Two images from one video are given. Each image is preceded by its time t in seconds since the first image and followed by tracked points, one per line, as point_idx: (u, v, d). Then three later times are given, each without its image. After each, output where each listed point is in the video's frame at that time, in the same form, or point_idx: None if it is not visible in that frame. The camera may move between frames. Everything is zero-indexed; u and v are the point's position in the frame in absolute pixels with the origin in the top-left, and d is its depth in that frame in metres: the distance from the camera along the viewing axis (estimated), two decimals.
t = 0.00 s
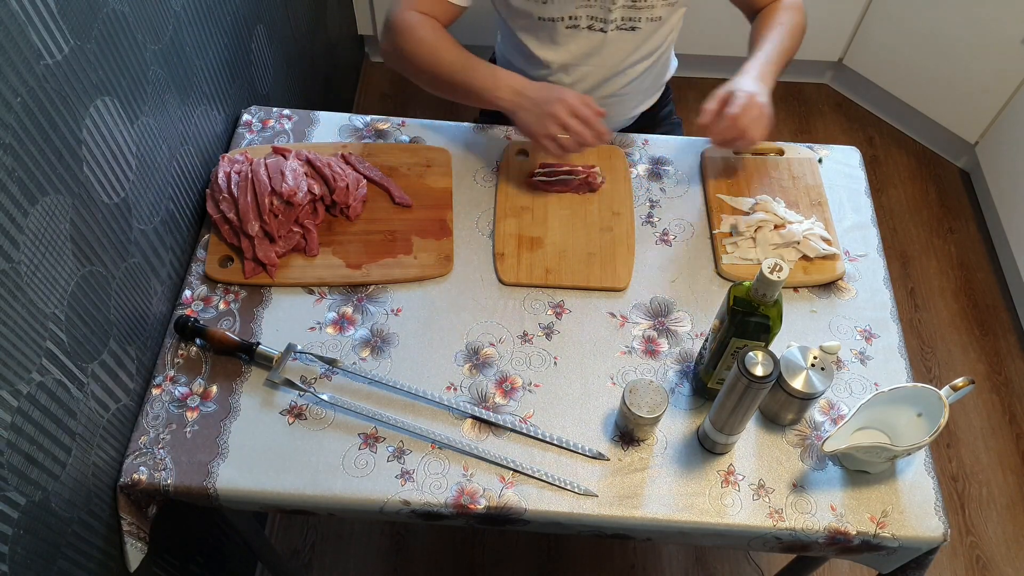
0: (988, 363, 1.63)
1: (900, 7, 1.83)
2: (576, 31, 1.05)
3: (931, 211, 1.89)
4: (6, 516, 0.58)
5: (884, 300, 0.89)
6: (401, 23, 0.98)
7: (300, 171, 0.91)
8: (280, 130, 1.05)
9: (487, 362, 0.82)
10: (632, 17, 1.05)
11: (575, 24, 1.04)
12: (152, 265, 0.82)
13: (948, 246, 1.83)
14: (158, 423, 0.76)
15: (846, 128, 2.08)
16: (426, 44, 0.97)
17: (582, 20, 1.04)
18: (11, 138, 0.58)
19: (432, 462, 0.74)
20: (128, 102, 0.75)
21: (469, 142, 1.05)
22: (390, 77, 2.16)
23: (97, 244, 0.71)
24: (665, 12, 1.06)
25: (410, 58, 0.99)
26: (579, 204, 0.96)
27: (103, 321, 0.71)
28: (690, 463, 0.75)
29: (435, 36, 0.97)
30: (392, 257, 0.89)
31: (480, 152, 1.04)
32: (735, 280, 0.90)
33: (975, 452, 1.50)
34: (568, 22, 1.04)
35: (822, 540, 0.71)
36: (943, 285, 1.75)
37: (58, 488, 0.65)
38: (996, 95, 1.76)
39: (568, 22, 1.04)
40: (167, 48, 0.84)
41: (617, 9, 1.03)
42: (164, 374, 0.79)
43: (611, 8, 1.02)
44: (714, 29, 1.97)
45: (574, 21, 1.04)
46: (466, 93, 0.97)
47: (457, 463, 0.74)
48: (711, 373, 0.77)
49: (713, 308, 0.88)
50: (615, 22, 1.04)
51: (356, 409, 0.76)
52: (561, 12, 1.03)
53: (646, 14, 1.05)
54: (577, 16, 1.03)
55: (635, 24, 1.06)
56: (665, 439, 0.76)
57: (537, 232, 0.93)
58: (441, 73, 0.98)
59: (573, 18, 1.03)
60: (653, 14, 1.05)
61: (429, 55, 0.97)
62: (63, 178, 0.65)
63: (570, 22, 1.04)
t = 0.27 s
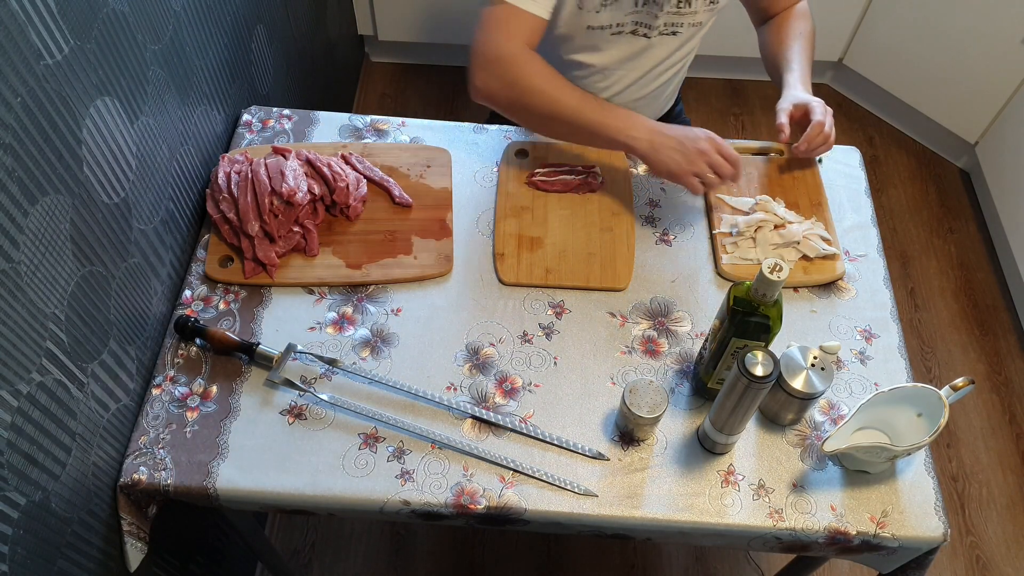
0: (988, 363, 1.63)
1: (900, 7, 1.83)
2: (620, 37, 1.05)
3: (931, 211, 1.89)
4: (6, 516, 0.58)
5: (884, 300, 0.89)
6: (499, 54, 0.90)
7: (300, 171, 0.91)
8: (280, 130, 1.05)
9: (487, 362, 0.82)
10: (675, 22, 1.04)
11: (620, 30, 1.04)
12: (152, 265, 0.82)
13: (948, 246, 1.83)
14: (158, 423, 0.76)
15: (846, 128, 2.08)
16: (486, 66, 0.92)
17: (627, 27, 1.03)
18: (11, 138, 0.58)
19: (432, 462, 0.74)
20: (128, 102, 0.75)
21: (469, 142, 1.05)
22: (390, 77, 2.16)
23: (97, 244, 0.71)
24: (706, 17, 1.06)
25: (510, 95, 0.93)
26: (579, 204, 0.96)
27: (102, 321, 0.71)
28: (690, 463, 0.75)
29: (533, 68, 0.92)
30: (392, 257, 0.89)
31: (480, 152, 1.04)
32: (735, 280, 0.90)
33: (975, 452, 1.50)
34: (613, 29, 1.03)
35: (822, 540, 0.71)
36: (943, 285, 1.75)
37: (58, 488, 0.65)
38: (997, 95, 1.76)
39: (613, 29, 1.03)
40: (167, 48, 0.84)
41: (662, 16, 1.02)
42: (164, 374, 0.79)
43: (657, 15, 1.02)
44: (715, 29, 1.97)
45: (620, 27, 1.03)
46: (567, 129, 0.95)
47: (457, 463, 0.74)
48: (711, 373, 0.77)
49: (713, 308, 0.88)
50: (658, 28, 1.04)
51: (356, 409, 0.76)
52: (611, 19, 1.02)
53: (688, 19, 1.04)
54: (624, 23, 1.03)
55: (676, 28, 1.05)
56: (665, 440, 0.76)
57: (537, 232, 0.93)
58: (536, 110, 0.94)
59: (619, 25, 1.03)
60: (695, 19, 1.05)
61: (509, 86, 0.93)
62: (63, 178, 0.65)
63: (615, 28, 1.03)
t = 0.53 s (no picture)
0: (988, 363, 1.63)
1: (901, 7, 1.83)
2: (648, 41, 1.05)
3: (931, 211, 1.89)
4: (6, 516, 0.58)
5: (884, 300, 0.89)
6: (556, 64, 0.89)
7: (300, 171, 0.91)
8: (280, 130, 1.05)
9: (487, 362, 0.82)
10: (704, 30, 1.04)
11: (649, 35, 1.04)
12: (152, 265, 0.82)
13: (948, 246, 1.83)
14: (158, 423, 0.76)
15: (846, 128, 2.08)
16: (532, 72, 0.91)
17: (657, 32, 1.03)
18: (11, 138, 0.58)
19: (432, 462, 0.74)
20: (128, 102, 0.75)
21: (469, 142, 1.05)
22: (390, 77, 2.16)
23: (97, 244, 0.71)
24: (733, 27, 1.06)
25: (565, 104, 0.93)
26: (579, 204, 0.96)
27: (102, 321, 0.71)
28: (690, 463, 0.75)
29: (589, 82, 0.91)
30: (392, 257, 0.89)
31: (480, 152, 1.04)
32: (735, 280, 0.90)
33: (975, 452, 1.50)
34: (644, 33, 1.03)
35: (822, 540, 0.71)
36: (943, 285, 1.76)
37: (58, 488, 0.65)
38: (997, 95, 1.76)
39: (643, 34, 1.03)
40: (167, 48, 0.84)
41: (691, 24, 1.02)
42: (164, 374, 0.79)
43: (687, 22, 1.02)
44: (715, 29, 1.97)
45: (649, 32, 1.03)
46: (618, 139, 0.95)
47: (457, 463, 0.74)
48: (711, 373, 0.77)
49: (713, 308, 0.88)
50: (685, 34, 1.04)
51: (356, 409, 0.76)
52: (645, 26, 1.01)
53: (716, 29, 1.04)
54: (654, 29, 1.03)
55: (703, 36, 1.05)
56: (665, 440, 0.76)
57: (537, 232, 0.93)
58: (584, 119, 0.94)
59: (649, 31, 1.03)
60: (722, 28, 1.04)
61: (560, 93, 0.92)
62: (63, 178, 0.65)
63: (645, 33, 1.03)
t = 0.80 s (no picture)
0: (988, 363, 1.63)
1: (901, 6, 1.83)
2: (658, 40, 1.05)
3: (932, 211, 1.89)
4: (6, 516, 0.58)
5: (884, 300, 0.89)
6: (559, 57, 0.89)
7: (300, 171, 0.91)
8: (280, 130, 1.05)
9: (487, 362, 0.82)
10: (713, 30, 1.05)
11: (659, 34, 1.04)
12: (152, 265, 0.82)
13: (948, 246, 1.83)
14: (158, 423, 0.76)
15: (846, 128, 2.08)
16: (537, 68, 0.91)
17: (667, 32, 1.04)
18: (11, 138, 0.58)
19: (432, 462, 0.74)
20: (128, 102, 0.75)
21: (469, 142, 1.05)
22: (389, 77, 2.16)
23: (97, 244, 0.71)
24: (739, 28, 1.07)
25: (568, 97, 0.93)
26: (579, 204, 0.96)
27: (103, 322, 0.71)
28: (690, 463, 0.75)
29: (593, 74, 0.92)
30: (392, 257, 0.89)
31: (480, 152, 1.04)
32: (735, 280, 0.90)
33: (975, 452, 1.50)
34: (655, 32, 1.03)
35: (822, 540, 0.71)
36: (943, 285, 1.76)
37: (58, 488, 0.65)
38: (997, 95, 1.76)
39: (653, 33, 1.03)
40: (167, 48, 0.84)
41: (701, 23, 1.03)
42: (164, 374, 0.79)
43: (698, 22, 1.03)
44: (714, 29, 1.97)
45: (661, 32, 1.03)
46: (619, 135, 0.96)
47: (457, 463, 0.74)
48: (711, 373, 0.77)
49: (713, 308, 0.88)
50: (694, 34, 1.05)
51: (356, 409, 0.76)
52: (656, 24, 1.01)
53: (724, 30, 1.05)
54: (664, 27, 1.03)
55: (711, 37, 1.06)
56: (665, 440, 0.76)
57: (537, 231, 0.93)
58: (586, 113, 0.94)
59: (659, 29, 1.03)
60: (730, 29, 1.06)
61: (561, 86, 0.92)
62: (63, 178, 0.65)
63: (655, 32, 1.03)
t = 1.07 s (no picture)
0: (988, 363, 1.63)
1: (901, 6, 1.83)
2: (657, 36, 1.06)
3: (932, 211, 1.89)
4: (6, 516, 0.58)
5: (884, 300, 0.89)
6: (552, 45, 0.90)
7: (300, 171, 0.91)
8: (280, 130, 1.05)
9: (487, 362, 0.82)
10: (712, 26, 1.05)
11: (658, 30, 1.05)
12: (152, 265, 0.82)
13: (948, 246, 1.83)
14: (158, 423, 0.76)
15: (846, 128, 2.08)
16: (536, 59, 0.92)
17: (666, 27, 1.04)
18: (11, 138, 0.58)
19: (432, 462, 0.74)
20: (128, 102, 0.75)
21: (469, 142, 1.05)
22: (390, 77, 2.16)
23: (97, 244, 0.71)
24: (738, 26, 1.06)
25: (563, 86, 0.93)
26: (579, 204, 0.96)
27: (103, 322, 0.71)
28: (690, 463, 0.75)
29: (589, 62, 0.91)
30: (392, 256, 0.89)
31: (480, 152, 1.04)
32: (735, 280, 0.90)
33: (975, 452, 1.50)
34: (654, 28, 1.04)
35: (822, 540, 0.71)
36: (942, 285, 1.76)
37: (58, 488, 0.65)
38: (997, 95, 1.76)
39: (652, 29, 1.04)
40: (167, 49, 0.84)
41: (700, 19, 1.03)
42: (164, 374, 0.79)
43: (696, 17, 1.03)
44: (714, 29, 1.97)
45: (659, 27, 1.04)
46: (617, 125, 0.95)
47: (457, 463, 0.74)
48: (711, 373, 0.77)
49: (713, 308, 0.88)
50: (693, 30, 1.05)
51: (356, 409, 0.76)
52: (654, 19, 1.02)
53: (723, 26, 1.05)
54: (662, 23, 1.03)
55: (710, 33, 1.06)
56: (665, 440, 0.76)
57: (537, 231, 0.93)
58: (585, 103, 0.94)
59: (657, 25, 1.03)
60: (729, 26, 1.05)
61: (558, 75, 0.92)
62: (63, 178, 0.65)
63: (653, 28, 1.04)
